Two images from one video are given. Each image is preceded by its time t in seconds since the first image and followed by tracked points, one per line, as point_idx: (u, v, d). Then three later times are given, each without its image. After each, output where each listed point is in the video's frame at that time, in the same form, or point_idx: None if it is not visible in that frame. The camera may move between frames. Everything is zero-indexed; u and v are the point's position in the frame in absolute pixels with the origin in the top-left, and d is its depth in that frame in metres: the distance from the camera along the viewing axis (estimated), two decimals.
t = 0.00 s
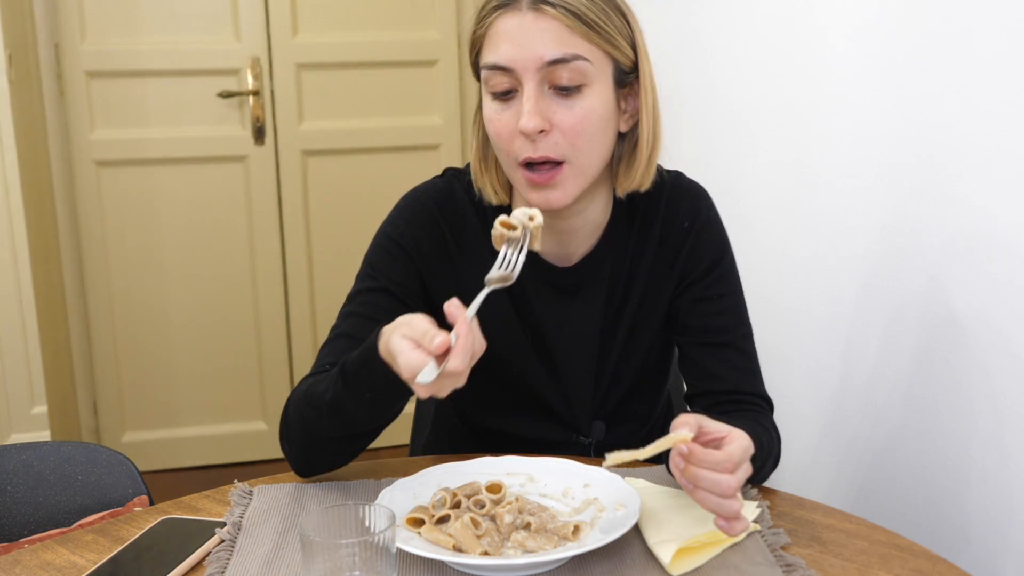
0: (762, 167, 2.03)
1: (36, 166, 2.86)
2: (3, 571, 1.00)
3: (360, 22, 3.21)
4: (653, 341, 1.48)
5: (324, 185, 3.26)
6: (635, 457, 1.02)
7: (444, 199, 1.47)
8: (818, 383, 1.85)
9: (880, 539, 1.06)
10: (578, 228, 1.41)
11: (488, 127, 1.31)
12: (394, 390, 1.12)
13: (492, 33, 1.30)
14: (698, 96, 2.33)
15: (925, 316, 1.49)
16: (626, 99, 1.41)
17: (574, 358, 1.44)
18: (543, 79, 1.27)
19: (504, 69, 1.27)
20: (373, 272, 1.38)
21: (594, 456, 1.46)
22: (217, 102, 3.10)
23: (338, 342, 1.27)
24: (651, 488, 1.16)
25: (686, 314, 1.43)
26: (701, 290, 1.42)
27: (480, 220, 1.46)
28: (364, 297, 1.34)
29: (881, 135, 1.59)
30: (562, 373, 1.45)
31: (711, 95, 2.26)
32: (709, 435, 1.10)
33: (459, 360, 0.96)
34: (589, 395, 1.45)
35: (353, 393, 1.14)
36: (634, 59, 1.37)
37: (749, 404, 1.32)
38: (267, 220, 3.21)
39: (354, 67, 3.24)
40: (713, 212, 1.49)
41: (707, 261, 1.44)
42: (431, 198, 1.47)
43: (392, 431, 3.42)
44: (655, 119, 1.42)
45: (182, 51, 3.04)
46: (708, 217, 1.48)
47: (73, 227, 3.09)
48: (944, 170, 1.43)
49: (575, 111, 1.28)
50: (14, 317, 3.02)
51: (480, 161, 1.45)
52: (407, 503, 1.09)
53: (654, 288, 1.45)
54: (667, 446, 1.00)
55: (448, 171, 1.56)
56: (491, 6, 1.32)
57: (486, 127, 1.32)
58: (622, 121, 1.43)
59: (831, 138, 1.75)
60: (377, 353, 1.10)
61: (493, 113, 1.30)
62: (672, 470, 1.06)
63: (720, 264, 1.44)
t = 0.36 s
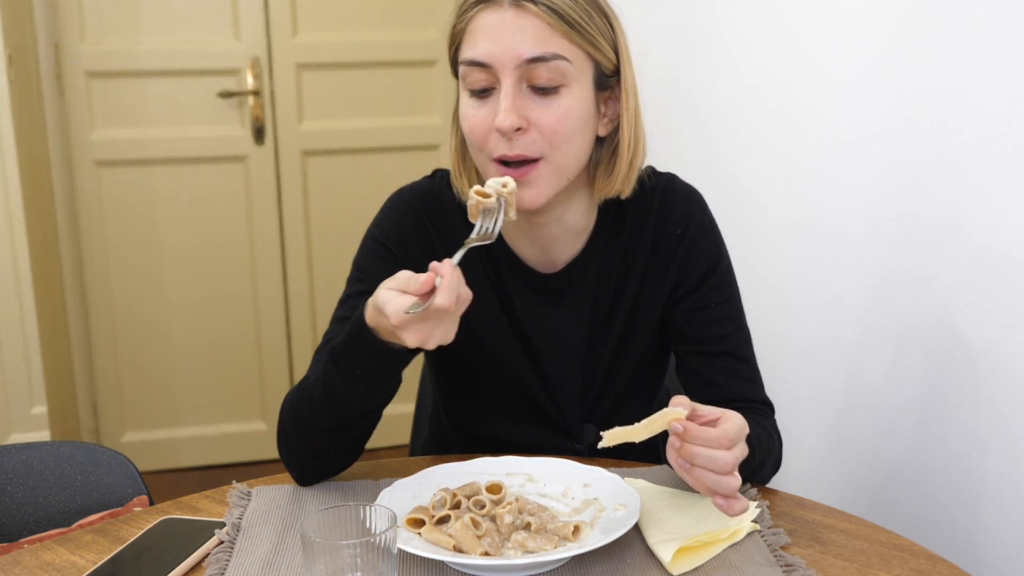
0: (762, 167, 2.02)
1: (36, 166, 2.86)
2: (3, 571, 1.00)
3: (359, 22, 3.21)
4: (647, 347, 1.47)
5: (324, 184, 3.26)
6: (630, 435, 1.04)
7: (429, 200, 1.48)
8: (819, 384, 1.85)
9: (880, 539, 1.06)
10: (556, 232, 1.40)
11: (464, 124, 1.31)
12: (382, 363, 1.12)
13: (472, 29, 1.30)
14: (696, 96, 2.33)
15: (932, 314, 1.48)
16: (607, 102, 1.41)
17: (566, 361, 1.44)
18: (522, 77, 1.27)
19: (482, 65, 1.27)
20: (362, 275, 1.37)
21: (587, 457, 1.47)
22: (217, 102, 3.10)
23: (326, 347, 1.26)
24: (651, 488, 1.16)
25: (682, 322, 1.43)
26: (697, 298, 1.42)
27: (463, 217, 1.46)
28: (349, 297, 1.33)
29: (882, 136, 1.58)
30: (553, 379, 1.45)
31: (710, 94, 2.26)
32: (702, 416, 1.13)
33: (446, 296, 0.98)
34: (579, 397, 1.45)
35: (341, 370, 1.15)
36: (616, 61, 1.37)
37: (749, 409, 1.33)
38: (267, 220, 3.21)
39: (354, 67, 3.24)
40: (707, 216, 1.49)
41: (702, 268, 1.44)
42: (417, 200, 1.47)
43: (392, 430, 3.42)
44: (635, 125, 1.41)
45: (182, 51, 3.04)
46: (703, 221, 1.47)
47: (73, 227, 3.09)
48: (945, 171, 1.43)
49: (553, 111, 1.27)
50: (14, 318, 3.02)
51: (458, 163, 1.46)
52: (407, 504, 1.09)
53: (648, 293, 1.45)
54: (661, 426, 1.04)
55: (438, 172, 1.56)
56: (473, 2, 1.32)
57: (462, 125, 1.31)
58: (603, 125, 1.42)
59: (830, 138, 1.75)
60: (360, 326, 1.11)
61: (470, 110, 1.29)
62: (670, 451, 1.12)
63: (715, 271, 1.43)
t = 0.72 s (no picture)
0: (761, 167, 2.02)
1: (36, 166, 2.86)
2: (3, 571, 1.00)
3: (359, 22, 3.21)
4: (641, 342, 1.47)
5: (324, 184, 3.26)
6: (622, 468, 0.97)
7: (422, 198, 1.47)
8: (820, 383, 1.85)
9: (880, 539, 1.06)
10: (549, 230, 1.40)
11: (463, 116, 1.31)
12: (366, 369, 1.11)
13: (477, 21, 1.29)
14: (695, 95, 2.33)
15: (932, 319, 1.50)
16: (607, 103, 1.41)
17: (560, 359, 1.44)
18: (525, 74, 1.26)
19: (486, 60, 1.26)
20: (353, 272, 1.37)
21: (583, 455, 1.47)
22: (217, 102, 3.10)
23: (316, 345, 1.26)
24: (651, 488, 1.17)
25: (676, 317, 1.43)
26: (691, 294, 1.42)
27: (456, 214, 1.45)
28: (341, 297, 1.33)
29: (883, 136, 1.58)
30: (548, 375, 1.45)
31: (710, 94, 2.26)
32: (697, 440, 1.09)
33: (422, 322, 0.98)
34: (574, 394, 1.46)
35: (325, 381, 1.13)
36: (618, 64, 1.37)
37: (748, 403, 1.32)
38: (267, 220, 3.21)
39: (354, 67, 3.24)
40: (700, 210, 1.48)
41: (695, 263, 1.43)
42: (408, 196, 1.48)
43: (392, 430, 3.42)
44: (633, 127, 1.41)
45: (182, 51, 3.04)
46: (695, 216, 1.47)
47: (73, 227, 3.09)
48: (949, 171, 1.43)
49: (554, 110, 1.27)
50: (15, 318, 3.02)
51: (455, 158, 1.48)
52: (407, 504, 1.09)
53: (642, 290, 1.45)
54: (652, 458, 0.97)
55: (430, 169, 1.56)
56: None
57: (461, 117, 1.31)
58: (602, 126, 1.42)
59: (830, 138, 1.75)
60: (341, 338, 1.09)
61: (470, 102, 1.29)
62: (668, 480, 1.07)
63: (709, 266, 1.43)
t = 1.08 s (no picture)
0: (761, 167, 2.02)
1: (36, 166, 2.86)
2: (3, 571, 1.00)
3: (359, 22, 3.21)
4: (643, 341, 1.47)
5: (324, 184, 3.26)
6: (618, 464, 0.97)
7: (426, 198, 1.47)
8: (820, 384, 1.85)
9: (880, 539, 1.06)
10: (558, 230, 1.40)
11: (482, 111, 1.31)
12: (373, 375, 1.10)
13: (502, 20, 1.30)
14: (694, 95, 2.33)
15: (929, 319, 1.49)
16: (623, 110, 1.41)
17: (563, 357, 1.44)
18: (547, 73, 1.27)
19: (509, 56, 1.26)
20: (357, 273, 1.37)
21: (585, 455, 1.47)
22: (217, 102, 3.10)
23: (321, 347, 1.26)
24: (651, 488, 1.17)
25: (678, 316, 1.43)
26: (693, 293, 1.42)
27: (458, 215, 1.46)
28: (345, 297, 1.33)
29: (883, 136, 1.58)
30: (551, 374, 1.45)
31: (710, 95, 2.25)
32: (697, 443, 1.10)
33: (425, 333, 0.97)
34: (577, 394, 1.45)
35: (333, 383, 1.13)
36: (638, 73, 1.38)
37: (748, 403, 1.33)
38: (267, 220, 3.21)
39: (354, 67, 3.24)
40: (702, 210, 1.49)
41: (698, 262, 1.44)
42: (412, 198, 1.47)
43: (392, 430, 3.42)
44: (648, 137, 1.42)
45: (182, 51, 3.04)
46: (698, 216, 1.48)
47: (73, 228, 3.09)
48: (946, 170, 1.43)
49: (574, 110, 1.28)
50: (14, 318, 3.03)
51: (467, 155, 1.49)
52: (407, 504, 1.09)
53: (644, 289, 1.45)
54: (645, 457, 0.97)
55: (432, 171, 1.56)
56: None
57: (479, 112, 1.31)
58: (616, 132, 1.42)
59: (829, 137, 1.75)
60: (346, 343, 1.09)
61: (490, 98, 1.29)
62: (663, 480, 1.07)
63: (711, 265, 1.44)
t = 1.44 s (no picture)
0: (761, 167, 2.02)
1: (36, 166, 2.86)
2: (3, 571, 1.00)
3: (359, 22, 3.21)
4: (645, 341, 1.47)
5: (324, 184, 3.26)
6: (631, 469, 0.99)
7: (429, 198, 1.48)
8: (821, 384, 1.84)
9: (880, 539, 1.06)
10: (557, 221, 1.40)
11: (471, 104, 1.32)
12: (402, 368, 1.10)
13: (484, 14, 1.32)
14: (694, 96, 2.33)
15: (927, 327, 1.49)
16: (613, 95, 1.42)
17: (565, 356, 1.44)
18: (531, 57, 1.29)
19: (493, 45, 1.29)
20: (360, 273, 1.36)
21: (586, 455, 1.46)
22: (217, 102, 3.10)
23: (326, 349, 1.26)
24: (651, 488, 1.17)
25: (680, 315, 1.43)
26: (695, 291, 1.42)
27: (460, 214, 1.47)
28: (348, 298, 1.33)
29: (881, 135, 1.58)
30: (552, 373, 1.45)
31: (709, 95, 2.25)
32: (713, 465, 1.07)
33: (436, 327, 0.97)
34: (578, 394, 1.45)
35: (351, 375, 1.12)
36: (625, 57, 1.39)
37: (747, 402, 1.32)
38: (267, 220, 3.21)
39: (355, 67, 3.24)
40: (704, 211, 1.49)
41: (699, 262, 1.44)
42: (415, 199, 1.48)
43: (392, 430, 3.42)
44: (640, 120, 1.43)
45: (182, 51, 3.04)
46: (699, 216, 1.48)
47: (73, 228, 3.09)
48: (944, 169, 1.43)
49: (560, 91, 1.29)
50: (14, 318, 3.03)
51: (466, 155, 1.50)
52: (407, 504, 1.09)
53: (646, 288, 1.45)
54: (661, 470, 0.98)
55: (433, 170, 1.56)
56: None
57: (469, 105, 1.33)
58: (609, 118, 1.43)
59: (829, 137, 1.75)
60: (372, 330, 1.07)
61: (477, 88, 1.31)
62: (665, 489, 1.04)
63: (713, 264, 1.44)
